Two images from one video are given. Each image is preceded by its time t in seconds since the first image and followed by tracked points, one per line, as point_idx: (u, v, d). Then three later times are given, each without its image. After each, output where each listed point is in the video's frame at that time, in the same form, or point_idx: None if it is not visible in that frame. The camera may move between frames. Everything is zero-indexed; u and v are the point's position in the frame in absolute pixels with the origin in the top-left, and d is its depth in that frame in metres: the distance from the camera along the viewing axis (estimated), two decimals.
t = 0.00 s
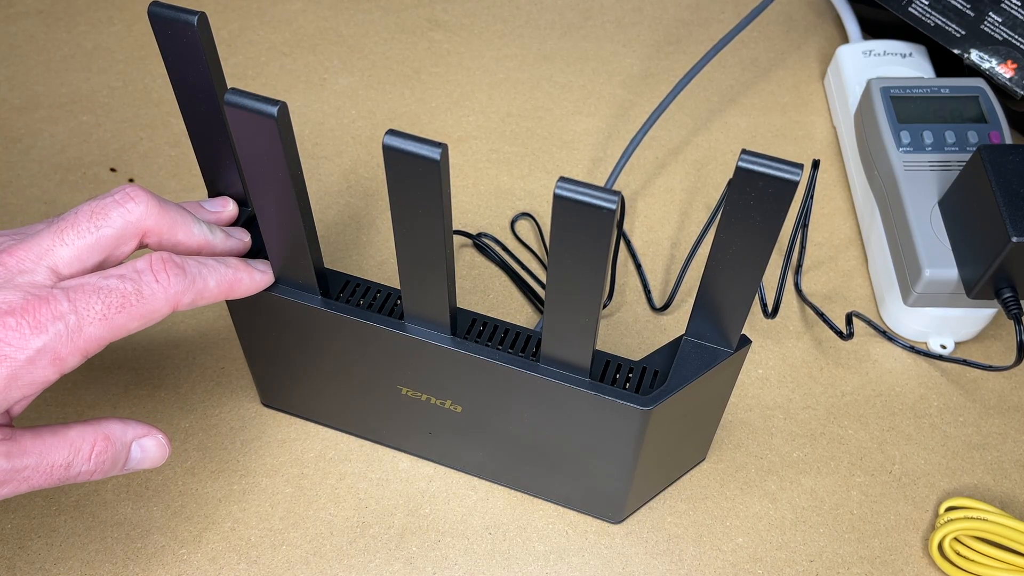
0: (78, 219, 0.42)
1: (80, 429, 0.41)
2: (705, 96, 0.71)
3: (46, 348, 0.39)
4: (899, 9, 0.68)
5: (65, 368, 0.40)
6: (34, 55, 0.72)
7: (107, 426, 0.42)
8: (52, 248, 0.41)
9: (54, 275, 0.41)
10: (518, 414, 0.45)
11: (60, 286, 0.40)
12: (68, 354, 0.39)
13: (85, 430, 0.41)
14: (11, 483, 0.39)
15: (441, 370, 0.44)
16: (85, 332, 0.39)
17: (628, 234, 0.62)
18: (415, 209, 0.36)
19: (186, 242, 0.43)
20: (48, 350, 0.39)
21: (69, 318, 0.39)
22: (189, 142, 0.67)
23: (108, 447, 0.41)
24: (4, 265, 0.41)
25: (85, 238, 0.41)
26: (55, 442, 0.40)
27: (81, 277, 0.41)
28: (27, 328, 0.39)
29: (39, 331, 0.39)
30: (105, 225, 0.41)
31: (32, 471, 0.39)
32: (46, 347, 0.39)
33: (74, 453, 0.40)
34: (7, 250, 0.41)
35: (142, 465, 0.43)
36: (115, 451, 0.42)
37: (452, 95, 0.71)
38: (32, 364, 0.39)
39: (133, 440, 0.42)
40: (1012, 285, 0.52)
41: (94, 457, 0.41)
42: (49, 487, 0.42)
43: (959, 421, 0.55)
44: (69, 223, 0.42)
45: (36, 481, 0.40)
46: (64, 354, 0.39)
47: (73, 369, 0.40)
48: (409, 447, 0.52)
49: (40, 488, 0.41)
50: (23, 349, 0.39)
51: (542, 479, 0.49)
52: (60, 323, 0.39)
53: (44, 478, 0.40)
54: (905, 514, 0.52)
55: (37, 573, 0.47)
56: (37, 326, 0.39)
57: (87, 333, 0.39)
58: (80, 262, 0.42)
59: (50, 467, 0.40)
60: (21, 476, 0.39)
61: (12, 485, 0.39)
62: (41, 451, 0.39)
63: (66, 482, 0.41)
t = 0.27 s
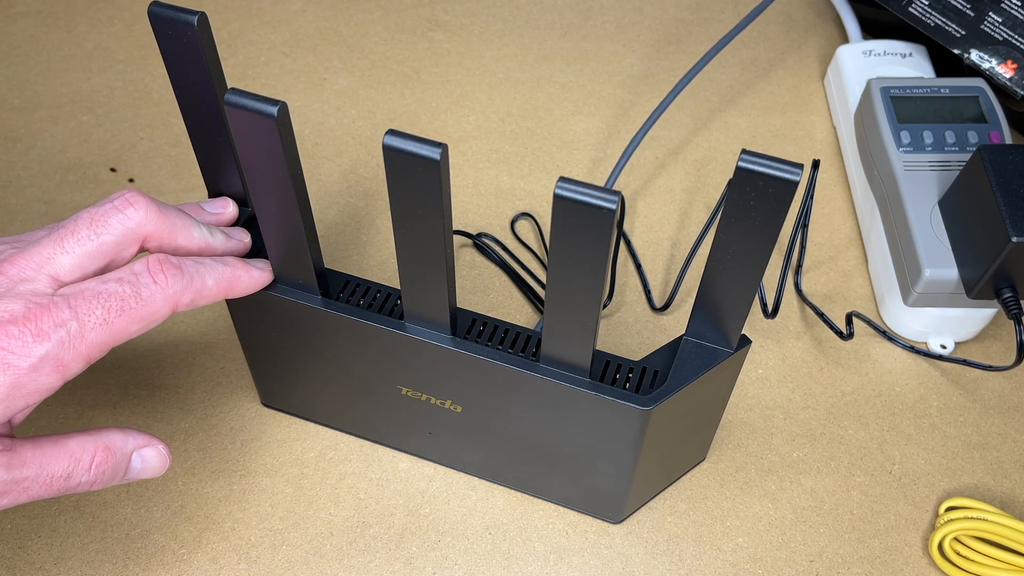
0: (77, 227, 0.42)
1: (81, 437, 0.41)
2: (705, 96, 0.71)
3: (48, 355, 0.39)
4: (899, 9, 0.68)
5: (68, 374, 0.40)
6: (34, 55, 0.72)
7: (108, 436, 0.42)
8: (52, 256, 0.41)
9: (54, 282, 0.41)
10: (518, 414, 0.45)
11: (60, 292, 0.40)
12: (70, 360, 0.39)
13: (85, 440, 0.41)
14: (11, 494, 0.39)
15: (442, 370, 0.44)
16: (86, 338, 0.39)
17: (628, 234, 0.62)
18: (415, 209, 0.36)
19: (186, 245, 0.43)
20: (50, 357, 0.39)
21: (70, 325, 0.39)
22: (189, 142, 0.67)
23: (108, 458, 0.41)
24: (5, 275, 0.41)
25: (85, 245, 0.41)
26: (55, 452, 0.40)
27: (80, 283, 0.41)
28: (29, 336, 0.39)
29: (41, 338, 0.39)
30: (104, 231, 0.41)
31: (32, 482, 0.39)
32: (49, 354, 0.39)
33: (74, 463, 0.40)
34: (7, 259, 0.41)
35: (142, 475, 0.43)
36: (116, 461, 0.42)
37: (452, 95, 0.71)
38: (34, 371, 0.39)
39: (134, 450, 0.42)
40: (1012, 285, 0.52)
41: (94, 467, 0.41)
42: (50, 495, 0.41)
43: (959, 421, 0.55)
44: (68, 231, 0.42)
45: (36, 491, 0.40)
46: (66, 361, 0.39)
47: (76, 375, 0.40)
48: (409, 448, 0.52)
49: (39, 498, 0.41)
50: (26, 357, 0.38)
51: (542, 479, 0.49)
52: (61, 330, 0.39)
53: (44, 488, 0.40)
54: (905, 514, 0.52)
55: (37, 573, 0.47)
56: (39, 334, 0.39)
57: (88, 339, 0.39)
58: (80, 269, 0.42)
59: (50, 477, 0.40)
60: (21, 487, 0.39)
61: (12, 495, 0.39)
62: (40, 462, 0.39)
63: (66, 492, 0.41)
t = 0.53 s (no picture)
0: (75, 232, 0.42)
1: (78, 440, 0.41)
2: (705, 96, 0.71)
3: (47, 360, 0.39)
4: (899, 9, 0.68)
5: (68, 379, 0.40)
6: (34, 55, 0.72)
7: (105, 443, 0.42)
8: (50, 262, 0.41)
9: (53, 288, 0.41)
10: (518, 414, 0.45)
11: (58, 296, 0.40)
12: (70, 365, 0.39)
13: (83, 446, 0.41)
14: (9, 499, 0.39)
15: (442, 370, 0.44)
16: (86, 342, 0.39)
17: (628, 234, 0.62)
18: (415, 209, 0.36)
19: (185, 246, 0.42)
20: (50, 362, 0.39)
21: (70, 329, 0.39)
22: (188, 142, 0.67)
23: (106, 464, 0.41)
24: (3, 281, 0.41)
25: (83, 251, 0.41)
26: (53, 458, 0.40)
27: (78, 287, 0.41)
28: (29, 341, 0.39)
29: (40, 343, 0.39)
30: (102, 236, 0.41)
31: (29, 488, 0.39)
32: (48, 359, 0.39)
33: (72, 470, 0.40)
34: (6, 266, 0.41)
35: (139, 481, 0.43)
36: (114, 467, 0.42)
37: (452, 95, 0.71)
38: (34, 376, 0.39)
39: (131, 457, 0.42)
40: (1012, 285, 0.52)
41: (92, 473, 0.41)
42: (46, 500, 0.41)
43: (959, 421, 0.55)
44: (67, 236, 0.42)
45: (33, 497, 0.40)
46: (66, 365, 0.39)
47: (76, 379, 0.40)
48: (409, 448, 0.52)
49: (36, 504, 0.40)
50: (25, 362, 0.39)
51: (542, 479, 0.49)
52: (60, 334, 0.39)
53: (42, 494, 0.40)
54: (905, 513, 0.52)
55: (37, 573, 0.47)
56: (38, 339, 0.39)
57: (87, 343, 0.39)
58: (78, 274, 0.42)
59: (47, 483, 0.40)
60: (18, 492, 0.39)
61: (10, 500, 0.39)
62: (38, 468, 0.39)
63: (63, 498, 0.41)
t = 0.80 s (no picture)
0: (50, 208, 0.43)
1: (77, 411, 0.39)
2: (705, 96, 0.71)
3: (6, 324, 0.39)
4: (899, 9, 0.68)
5: (30, 348, 0.40)
6: (34, 55, 0.72)
7: (104, 410, 0.40)
8: (23, 237, 0.42)
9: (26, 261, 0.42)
10: (517, 414, 0.45)
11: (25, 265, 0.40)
12: (28, 330, 0.39)
13: (78, 416, 0.39)
14: (5, 477, 0.38)
15: (442, 370, 0.44)
16: (44, 305, 0.39)
17: (628, 234, 0.62)
18: (415, 209, 0.36)
19: (161, 211, 0.42)
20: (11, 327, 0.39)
21: (26, 293, 0.39)
22: (188, 142, 0.67)
23: (104, 432, 0.39)
24: None
25: (52, 226, 0.42)
26: (47, 431, 0.39)
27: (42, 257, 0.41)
28: None
29: None
30: (76, 212, 0.42)
31: (24, 464, 0.38)
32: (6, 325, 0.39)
33: (67, 441, 0.39)
34: None
35: (148, 443, 0.41)
36: (114, 434, 0.40)
37: (452, 95, 0.71)
38: None
39: (132, 422, 0.40)
40: (1012, 285, 0.52)
41: (90, 443, 0.39)
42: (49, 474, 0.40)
43: (959, 421, 0.55)
44: (39, 213, 0.43)
45: (31, 472, 0.39)
46: (25, 332, 0.39)
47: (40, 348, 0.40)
48: (409, 447, 0.52)
49: (36, 480, 0.39)
50: None
51: (542, 479, 0.49)
52: (17, 298, 0.39)
53: (40, 468, 0.39)
54: (905, 514, 0.52)
55: (37, 573, 0.47)
56: None
57: (46, 306, 0.39)
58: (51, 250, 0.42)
59: (41, 458, 0.38)
60: (13, 469, 0.38)
61: (6, 478, 0.38)
62: (30, 442, 0.38)
63: (65, 470, 0.40)
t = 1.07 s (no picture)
0: (88, 234, 0.43)
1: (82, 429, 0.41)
2: (705, 96, 0.71)
3: (41, 342, 0.40)
4: (899, 9, 0.68)
5: (60, 364, 0.41)
6: (34, 55, 0.72)
7: (110, 430, 0.41)
8: (59, 257, 0.43)
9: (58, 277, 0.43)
10: (517, 414, 0.45)
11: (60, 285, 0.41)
12: (63, 350, 0.41)
13: (88, 434, 0.41)
14: (14, 487, 0.39)
15: (442, 370, 0.44)
16: (80, 328, 0.41)
17: (627, 234, 0.62)
18: (415, 209, 0.36)
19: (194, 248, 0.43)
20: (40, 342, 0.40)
21: (65, 315, 0.41)
22: (189, 142, 0.67)
23: (111, 451, 0.41)
24: (9, 267, 0.43)
25: (90, 250, 0.43)
26: (58, 446, 0.40)
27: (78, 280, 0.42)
28: (23, 323, 0.40)
29: (34, 325, 0.40)
30: (112, 242, 0.43)
31: (34, 476, 0.39)
32: (41, 343, 0.40)
33: (77, 456, 0.40)
34: (12, 255, 0.43)
35: (146, 467, 0.43)
36: (119, 454, 0.41)
37: (452, 95, 0.71)
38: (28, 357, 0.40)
39: (136, 443, 0.42)
40: (1012, 285, 0.52)
41: (97, 460, 0.41)
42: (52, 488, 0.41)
43: (958, 421, 0.55)
44: (77, 236, 0.43)
45: (38, 485, 0.40)
46: (58, 350, 0.41)
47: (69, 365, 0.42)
48: (409, 448, 0.52)
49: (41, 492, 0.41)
50: (19, 344, 0.40)
51: (542, 479, 0.49)
52: (55, 319, 0.40)
53: (47, 481, 0.40)
54: (905, 514, 0.52)
55: (37, 573, 0.47)
56: (32, 322, 0.40)
57: (82, 329, 0.41)
58: (83, 274, 0.43)
59: (52, 471, 0.40)
60: (23, 480, 0.39)
61: (14, 488, 0.39)
62: (43, 455, 0.40)
63: (69, 486, 0.41)
